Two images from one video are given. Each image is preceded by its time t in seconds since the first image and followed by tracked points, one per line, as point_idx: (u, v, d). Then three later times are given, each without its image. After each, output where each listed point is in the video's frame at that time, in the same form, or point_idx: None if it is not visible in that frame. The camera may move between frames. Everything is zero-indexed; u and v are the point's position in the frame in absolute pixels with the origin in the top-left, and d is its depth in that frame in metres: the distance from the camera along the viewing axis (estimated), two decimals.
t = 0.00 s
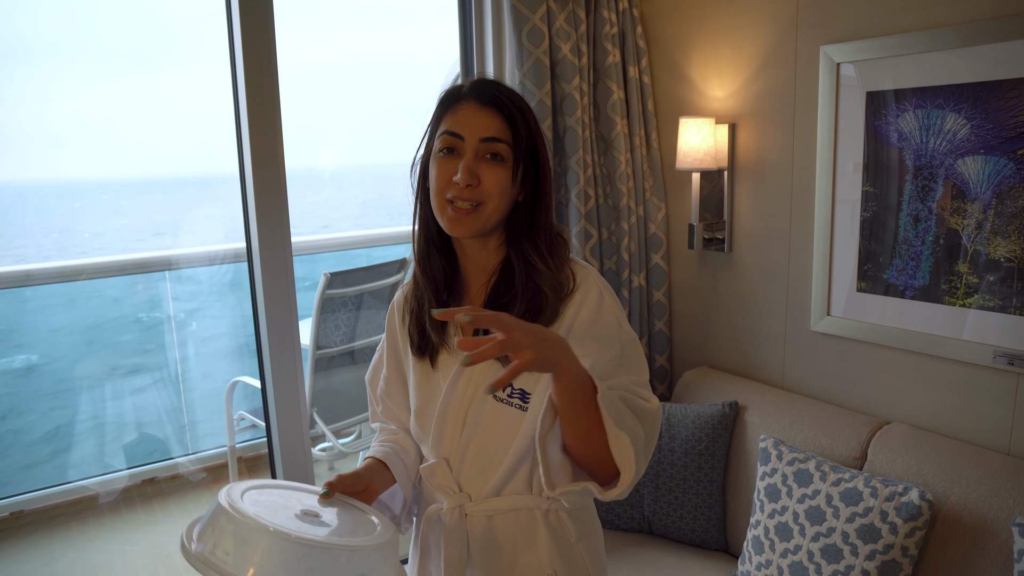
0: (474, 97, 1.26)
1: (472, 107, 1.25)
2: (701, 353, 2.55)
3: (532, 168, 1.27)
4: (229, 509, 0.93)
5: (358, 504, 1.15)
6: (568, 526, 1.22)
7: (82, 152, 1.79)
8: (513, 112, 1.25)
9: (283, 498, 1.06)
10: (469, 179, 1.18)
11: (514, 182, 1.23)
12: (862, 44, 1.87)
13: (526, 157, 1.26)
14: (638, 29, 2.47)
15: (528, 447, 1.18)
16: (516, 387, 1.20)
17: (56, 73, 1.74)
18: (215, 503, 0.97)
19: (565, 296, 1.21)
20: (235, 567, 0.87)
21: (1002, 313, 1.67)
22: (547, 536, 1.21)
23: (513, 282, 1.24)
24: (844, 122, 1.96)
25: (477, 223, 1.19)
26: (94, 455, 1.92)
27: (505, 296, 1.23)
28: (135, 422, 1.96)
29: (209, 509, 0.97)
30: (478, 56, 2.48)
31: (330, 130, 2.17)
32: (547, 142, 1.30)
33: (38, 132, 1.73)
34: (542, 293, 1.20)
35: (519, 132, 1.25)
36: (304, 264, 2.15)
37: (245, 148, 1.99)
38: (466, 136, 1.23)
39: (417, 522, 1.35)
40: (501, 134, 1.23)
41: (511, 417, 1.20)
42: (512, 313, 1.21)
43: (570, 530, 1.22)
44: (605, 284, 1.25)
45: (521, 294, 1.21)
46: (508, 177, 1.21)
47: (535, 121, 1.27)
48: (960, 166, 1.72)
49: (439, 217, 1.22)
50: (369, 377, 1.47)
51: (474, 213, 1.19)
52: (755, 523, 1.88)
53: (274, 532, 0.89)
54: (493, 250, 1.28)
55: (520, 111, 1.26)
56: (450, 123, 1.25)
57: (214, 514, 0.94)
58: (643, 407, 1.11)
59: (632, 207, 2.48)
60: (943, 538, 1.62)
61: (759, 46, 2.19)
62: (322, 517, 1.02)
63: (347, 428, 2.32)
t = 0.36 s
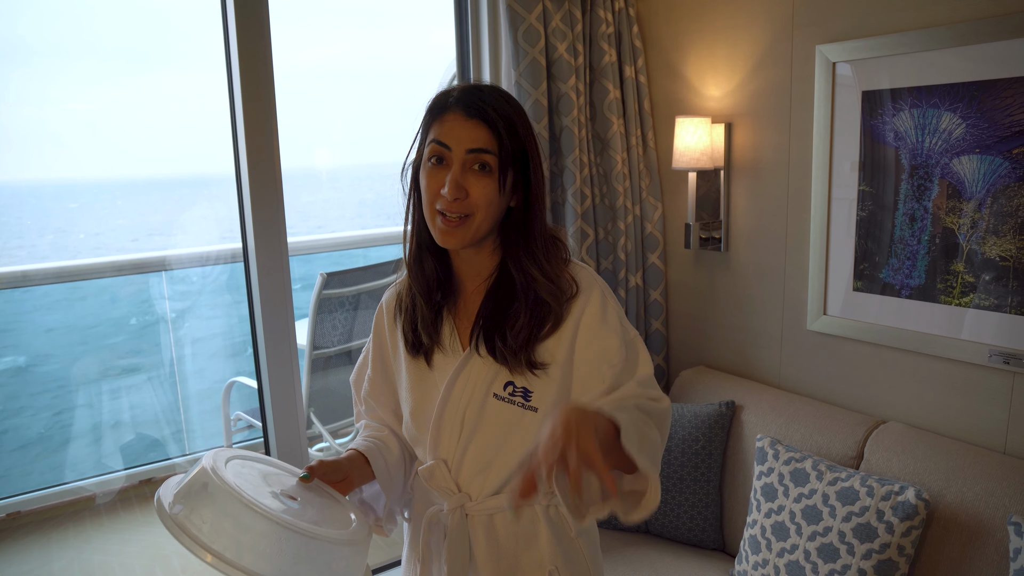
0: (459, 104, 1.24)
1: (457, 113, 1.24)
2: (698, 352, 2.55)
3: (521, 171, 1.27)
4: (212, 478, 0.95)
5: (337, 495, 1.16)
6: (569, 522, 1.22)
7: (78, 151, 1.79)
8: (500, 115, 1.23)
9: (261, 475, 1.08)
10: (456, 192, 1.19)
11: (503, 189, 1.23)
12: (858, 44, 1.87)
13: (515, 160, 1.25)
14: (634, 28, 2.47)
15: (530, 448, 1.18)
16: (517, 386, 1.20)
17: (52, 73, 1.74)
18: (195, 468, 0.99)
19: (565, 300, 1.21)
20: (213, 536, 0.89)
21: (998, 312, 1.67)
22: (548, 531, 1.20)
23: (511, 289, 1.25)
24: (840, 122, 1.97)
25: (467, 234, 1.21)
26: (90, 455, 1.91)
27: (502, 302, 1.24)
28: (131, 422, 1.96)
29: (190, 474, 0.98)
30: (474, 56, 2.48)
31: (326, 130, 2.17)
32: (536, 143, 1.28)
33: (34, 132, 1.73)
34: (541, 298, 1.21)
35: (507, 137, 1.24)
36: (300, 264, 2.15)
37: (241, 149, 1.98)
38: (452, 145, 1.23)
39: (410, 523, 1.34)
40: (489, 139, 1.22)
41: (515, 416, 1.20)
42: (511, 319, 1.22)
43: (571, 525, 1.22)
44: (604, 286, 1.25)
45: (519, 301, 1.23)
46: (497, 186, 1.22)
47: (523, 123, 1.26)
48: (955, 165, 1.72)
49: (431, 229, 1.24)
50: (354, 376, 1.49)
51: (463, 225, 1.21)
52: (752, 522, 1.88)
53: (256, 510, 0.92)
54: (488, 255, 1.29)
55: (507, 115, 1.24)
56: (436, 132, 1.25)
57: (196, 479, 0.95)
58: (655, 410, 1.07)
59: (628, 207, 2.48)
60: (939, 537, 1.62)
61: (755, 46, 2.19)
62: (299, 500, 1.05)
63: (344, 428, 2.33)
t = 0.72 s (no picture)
0: (460, 98, 1.24)
1: (457, 107, 1.24)
2: (698, 351, 2.55)
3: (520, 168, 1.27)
4: (214, 489, 0.95)
5: (341, 499, 1.16)
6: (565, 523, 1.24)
7: (79, 150, 1.79)
8: (500, 111, 1.23)
9: (267, 485, 1.09)
10: (456, 182, 1.18)
11: (503, 182, 1.22)
12: (857, 42, 1.87)
13: (514, 156, 1.25)
14: (633, 27, 2.47)
15: (527, 450, 1.18)
16: (516, 389, 1.20)
17: (52, 72, 1.74)
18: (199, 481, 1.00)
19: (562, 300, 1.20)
20: (217, 548, 0.89)
21: (998, 310, 1.67)
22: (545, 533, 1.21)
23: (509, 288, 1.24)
24: (839, 122, 1.96)
25: (467, 224, 1.19)
26: (92, 455, 1.92)
27: (501, 300, 1.24)
28: (132, 421, 1.96)
29: (194, 488, 0.98)
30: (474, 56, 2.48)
31: (326, 130, 2.17)
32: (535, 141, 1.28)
33: (35, 131, 1.73)
34: (539, 296, 1.21)
35: (507, 131, 1.24)
36: (301, 264, 2.15)
37: (241, 149, 1.99)
38: (452, 136, 1.22)
39: (410, 523, 1.34)
40: (489, 133, 1.22)
41: (512, 419, 1.20)
42: (510, 316, 1.21)
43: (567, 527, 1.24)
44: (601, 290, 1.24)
45: (519, 297, 1.22)
46: (497, 178, 1.21)
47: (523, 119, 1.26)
48: (956, 164, 1.71)
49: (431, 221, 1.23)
50: (354, 377, 1.49)
51: (463, 215, 1.19)
52: (752, 521, 1.88)
53: (257, 519, 0.92)
54: (488, 252, 1.28)
55: (507, 111, 1.24)
56: (436, 124, 1.24)
57: (199, 492, 0.96)
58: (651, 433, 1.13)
59: (628, 206, 2.49)
60: (940, 536, 1.61)
61: (755, 44, 2.19)
62: (305, 508, 1.05)
63: (345, 428, 2.33)
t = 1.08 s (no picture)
0: (438, 97, 1.28)
1: (435, 104, 1.27)
2: (697, 351, 2.55)
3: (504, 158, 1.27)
4: (204, 471, 0.96)
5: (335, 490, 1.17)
6: (565, 526, 1.23)
7: (79, 150, 1.79)
8: (478, 104, 1.26)
9: (257, 471, 1.09)
10: (438, 171, 1.19)
11: (487, 171, 1.23)
12: (856, 42, 1.87)
13: (497, 145, 1.26)
14: (632, 27, 2.47)
15: (527, 448, 1.18)
16: (514, 386, 1.20)
17: (52, 73, 1.74)
18: (189, 463, 1.00)
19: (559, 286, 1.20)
20: (204, 528, 0.90)
21: (996, 310, 1.67)
22: (543, 536, 1.21)
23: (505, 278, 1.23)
24: (838, 122, 1.97)
25: (454, 213, 1.19)
26: (91, 455, 1.92)
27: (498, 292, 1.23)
28: (132, 421, 1.96)
29: (183, 471, 0.98)
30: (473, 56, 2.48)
31: (326, 131, 2.17)
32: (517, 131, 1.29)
33: (36, 132, 1.73)
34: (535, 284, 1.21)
35: (486, 122, 1.25)
36: (300, 264, 2.15)
37: (241, 150, 1.99)
38: (432, 132, 1.25)
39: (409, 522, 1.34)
40: (468, 124, 1.24)
41: (511, 416, 1.19)
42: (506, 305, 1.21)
43: (566, 530, 1.23)
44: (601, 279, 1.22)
45: (512, 283, 1.22)
46: (480, 165, 1.22)
47: (502, 111, 1.28)
48: (954, 163, 1.72)
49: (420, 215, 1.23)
50: (358, 380, 1.50)
51: (450, 204, 1.19)
52: (751, 521, 1.88)
53: (248, 503, 0.93)
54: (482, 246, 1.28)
55: (485, 104, 1.26)
56: (417, 123, 1.27)
57: (189, 473, 0.96)
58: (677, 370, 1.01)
59: (627, 206, 2.49)
60: (939, 535, 1.62)
61: (754, 44, 2.19)
62: (295, 496, 1.05)
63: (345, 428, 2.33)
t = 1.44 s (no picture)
0: (426, 108, 1.25)
1: (424, 117, 1.24)
2: (698, 351, 2.55)
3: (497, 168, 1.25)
4: (209, 477, 0.95)
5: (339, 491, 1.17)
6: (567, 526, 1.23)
7: (80, 149, 1.79)
8: (468, 114, 1.22)
9: (261, 476, 1.09)
10: (429, 190, 1.19)
11: (480, 185, 1.22)
12: (857, 41, 1.87)
13: (488, 156, 1.23)
14: (633, 26, 2.46)
15: (529, 450, 1.18)
16: (516, 391, 1.19)
17: (53, 72, 1.74)
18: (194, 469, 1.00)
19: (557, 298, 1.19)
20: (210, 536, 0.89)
21: (997, 310, 1.67)
22: (545, 535, 1.21)
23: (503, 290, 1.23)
24: (839, 122, 1.96)
25: (448, 234, 1.20)
26: (92, 454, 1.92)
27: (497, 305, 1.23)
28: (132, 421, 1.96)
29: (188, 476, 0.98)
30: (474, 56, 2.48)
31: (326, 130, 2.17)
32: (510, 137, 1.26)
33: (36, 130, 1.73)
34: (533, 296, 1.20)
35: (476, 133, 1.22)
36: (300, 263, 2.15)
37: (241, 150, 1.99)
38: (422, 147, 1.23)
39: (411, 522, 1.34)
40: (457, 137, 1.21)
41: (513, 420, 1.19)
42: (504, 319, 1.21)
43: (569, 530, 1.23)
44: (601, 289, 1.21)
45: (510, 295, 1.21)
46: (472, 181, 1.20)
47: (493, 119, 1.24)
48: (955, 163, 1.71)
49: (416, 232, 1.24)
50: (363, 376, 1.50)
51: (443, 224, 1.20)
52: (751, 520, 1.88)
53: (252, 509, 0.92)
54: (481, 255, 1.28)
55: (474, 113, 1.23)
56: (409, 136, 1.25)
57: (194, 480, 0.96)
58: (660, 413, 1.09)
59: (628, 205, 2.49)
60: (939, 535, 1.61)
61: (755, 44, 2.19)
62: (300, 500, 1.05)
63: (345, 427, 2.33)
